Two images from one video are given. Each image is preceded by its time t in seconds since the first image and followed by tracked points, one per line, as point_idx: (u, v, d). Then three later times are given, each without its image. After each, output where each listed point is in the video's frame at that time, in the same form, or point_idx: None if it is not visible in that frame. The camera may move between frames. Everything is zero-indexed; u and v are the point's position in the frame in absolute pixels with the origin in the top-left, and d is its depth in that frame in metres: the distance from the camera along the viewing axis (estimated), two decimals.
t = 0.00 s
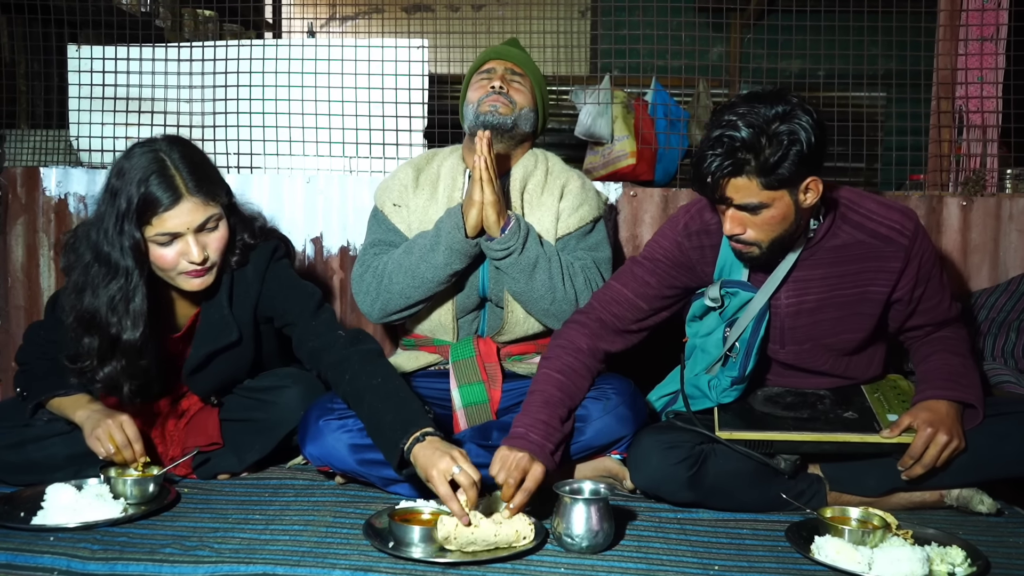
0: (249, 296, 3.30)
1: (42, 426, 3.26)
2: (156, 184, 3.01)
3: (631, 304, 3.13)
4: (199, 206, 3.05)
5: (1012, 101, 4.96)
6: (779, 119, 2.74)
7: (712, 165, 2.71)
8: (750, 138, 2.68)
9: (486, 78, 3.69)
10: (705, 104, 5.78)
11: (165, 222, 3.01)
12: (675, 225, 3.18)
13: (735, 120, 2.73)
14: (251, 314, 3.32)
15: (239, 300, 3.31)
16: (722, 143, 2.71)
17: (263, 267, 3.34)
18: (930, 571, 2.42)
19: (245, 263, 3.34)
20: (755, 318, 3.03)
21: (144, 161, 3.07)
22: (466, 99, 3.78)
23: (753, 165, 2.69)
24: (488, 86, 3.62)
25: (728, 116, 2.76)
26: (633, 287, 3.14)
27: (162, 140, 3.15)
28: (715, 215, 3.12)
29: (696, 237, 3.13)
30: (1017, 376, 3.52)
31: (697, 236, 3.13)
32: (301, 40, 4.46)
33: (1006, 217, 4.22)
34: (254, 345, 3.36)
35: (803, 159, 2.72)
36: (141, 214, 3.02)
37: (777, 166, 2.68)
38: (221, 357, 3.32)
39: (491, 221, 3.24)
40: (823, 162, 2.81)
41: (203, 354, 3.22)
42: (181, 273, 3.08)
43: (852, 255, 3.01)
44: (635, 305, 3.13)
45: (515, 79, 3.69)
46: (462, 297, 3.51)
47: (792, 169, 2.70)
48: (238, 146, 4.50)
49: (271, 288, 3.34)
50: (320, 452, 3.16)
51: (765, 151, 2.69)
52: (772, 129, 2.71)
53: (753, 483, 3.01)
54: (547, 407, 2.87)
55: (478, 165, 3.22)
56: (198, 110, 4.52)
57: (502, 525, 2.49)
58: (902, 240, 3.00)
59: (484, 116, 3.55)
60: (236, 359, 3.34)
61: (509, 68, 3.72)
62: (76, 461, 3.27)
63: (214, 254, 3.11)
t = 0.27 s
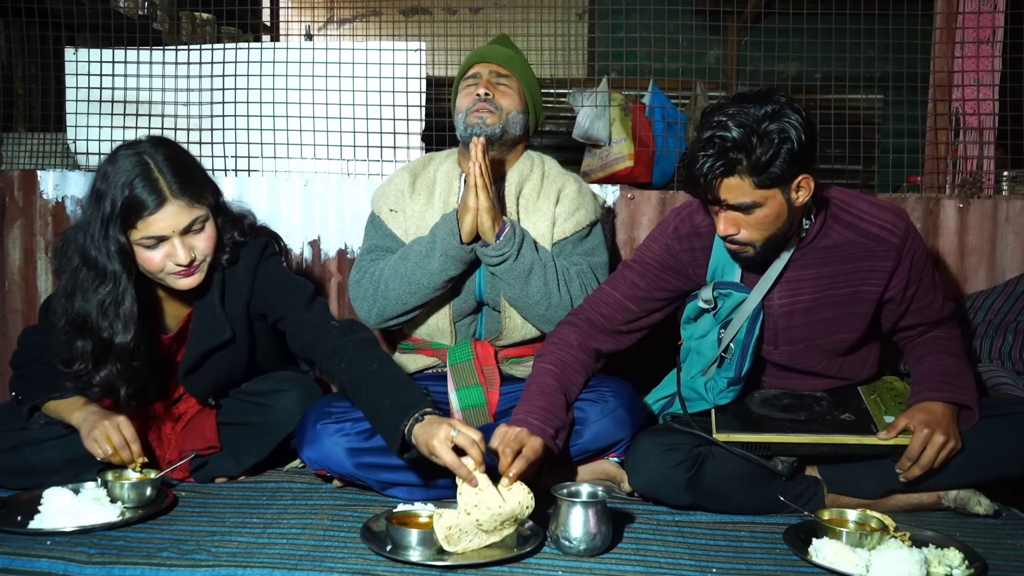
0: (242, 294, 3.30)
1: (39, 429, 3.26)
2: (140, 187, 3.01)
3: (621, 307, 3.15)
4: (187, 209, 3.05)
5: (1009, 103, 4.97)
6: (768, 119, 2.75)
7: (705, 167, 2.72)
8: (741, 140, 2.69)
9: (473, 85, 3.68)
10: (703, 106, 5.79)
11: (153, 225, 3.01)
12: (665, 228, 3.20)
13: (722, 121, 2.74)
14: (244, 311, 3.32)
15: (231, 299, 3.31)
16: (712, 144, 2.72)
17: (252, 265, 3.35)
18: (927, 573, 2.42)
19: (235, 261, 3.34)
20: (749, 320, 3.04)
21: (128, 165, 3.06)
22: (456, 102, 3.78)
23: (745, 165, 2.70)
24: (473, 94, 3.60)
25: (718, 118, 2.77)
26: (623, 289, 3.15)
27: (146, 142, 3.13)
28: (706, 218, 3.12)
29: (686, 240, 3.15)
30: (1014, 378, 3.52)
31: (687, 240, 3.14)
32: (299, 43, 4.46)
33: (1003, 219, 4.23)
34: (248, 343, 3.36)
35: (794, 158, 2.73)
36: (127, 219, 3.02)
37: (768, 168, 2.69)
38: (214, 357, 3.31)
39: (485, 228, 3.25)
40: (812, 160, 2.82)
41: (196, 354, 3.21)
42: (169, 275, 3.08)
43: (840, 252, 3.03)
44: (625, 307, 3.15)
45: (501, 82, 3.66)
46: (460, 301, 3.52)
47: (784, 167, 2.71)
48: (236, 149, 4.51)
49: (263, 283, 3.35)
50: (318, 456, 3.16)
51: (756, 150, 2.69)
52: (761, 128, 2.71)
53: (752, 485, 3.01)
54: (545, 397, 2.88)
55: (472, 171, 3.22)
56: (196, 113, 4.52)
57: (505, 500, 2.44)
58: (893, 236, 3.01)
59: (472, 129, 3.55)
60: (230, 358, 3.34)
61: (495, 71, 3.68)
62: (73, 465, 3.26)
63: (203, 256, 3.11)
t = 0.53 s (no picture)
0: (230, 279, 3.28)
1: (36, 431, 3.25)
2: (117, 177, 2.98)
3: (624, 312, 3.12)
4: (163, 198, 3.01)
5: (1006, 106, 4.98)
6: (770, 119, 2.76)
7: (706, 163, 2.71)
8: (745, 136, 2.70)
9: (469, 90, 3.65)
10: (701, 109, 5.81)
11: (129, 215, 2.97)
12: (666, 232, 3.21)
13: (727, 120, 2.75)
14: (233, 296, 3.30)
15: (219, 289, 3.28)
16: (715, 141, 2.72)
17: (240, 250, 3.34)
18: None
19: (221, 246, 3.31)
20: (749, 322, 3.05)
21: (105, 154, 3.02)
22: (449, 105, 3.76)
23: (745, 160, 2.69)
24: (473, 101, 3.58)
25: (720, 117, 2.78)
26: (626, 295, 3.13)
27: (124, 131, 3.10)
28: (706, 220, 3.15)
29: (686, 244, 3.16)
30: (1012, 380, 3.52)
31: (688, 242, 3.16)
32: (297, 45, 4.46)
33: (1001, 222, 4.23)
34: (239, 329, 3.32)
35: (795, 157, 2.73)
36: (105, 209, 3.00)
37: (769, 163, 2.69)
38: (208, 343, 3.28)
39: (484, 228, 3.24)
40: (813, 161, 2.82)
41: (188, 342, 3.19)
42: (148, 265, 3.05)
43: (835, 255, 3.04)
44: (629, 313, 3.12)
45: (498, 87, 3.65)
46: (458, 302, 3.53)
47: (786, 167, 2.71)
48: (234, 151, 4.51)
49: (251, 267, 3.34)
50: (316, 458, 3.16)
51: (758, 150, 2.70)
52: (767, 127, 2.72)
53: (750, 486, 3.01)
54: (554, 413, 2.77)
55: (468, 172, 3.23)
56: (193, 115, 4.51)
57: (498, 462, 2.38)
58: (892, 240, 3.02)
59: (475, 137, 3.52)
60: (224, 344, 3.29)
61: (491, 75, 3.66)
62: (70, 466, 3.26)
63: (181, 245, 3.07)
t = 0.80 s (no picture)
0: (208, 248, 3.32)
1: (35, 430, 3.25)
2: (61, 159, 2.99)
3: (626, 311, 3.12)
4: (99, 185, 3.00)
5: (1006, 106, 4.98)
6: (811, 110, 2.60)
7: (758, 168, 2.54)
8: (789, 130, 2.54)
9: (462, 112, 3.55)
10: (701, 109, 5.81)
11: (67, 199, 2.99)
12: (668, 231, 3.19)
13: (758, 117, 2.60)
14: (212, 267, 3.33)
15: (196, 262, 3.32)
16: (758, 142, 2.57)
17: (215, 225, 3.37)
18: None
19: (196, 221, 3.34)
20: (751, 318, 3.05)
21: (60, 137, 3.06)
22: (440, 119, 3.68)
23: (808, 159, 2.50)
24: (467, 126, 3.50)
25: (760, 130, 2.57)
26: (627, 294, 3.13)
27: (86, 115, 3.12)
28: (708, 220, 3.12)
29: (689, 242, 3.14)
30: (1013, 381, 3.52)
31: (690, 242, 3.14)
32: (296, 46, 4.46)
33: (1001, 223, 4.24)
34: (218, 298, 3.35)
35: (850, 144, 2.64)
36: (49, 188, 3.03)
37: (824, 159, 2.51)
38: (189, 314, 3.31)
39: (484, 224, 3.23)
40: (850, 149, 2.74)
41: (167, 315, 3.22)
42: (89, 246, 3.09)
43: (835, 253, 3.01)
44: (629, 311, 3.12)
45: (489, 105, 3.52)
46: (458, 302, 3.53)
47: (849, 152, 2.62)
48: (233, 152, 4.50)
49: (230, 237, 3.37)
50: (315, 458, 3.15)
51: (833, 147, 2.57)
52: (809, 116, 2.56)
53: (748, 489, 3.01)
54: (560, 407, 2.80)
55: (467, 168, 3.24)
56: (192, 116, 4.50)
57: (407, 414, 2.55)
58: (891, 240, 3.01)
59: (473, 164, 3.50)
60: (212, 313, 3.34)
61: (483, 96, 3.50)
62: (69, 466, 3.26)
63: (120, 232, 3.07)
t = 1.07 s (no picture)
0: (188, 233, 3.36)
1: (35, 430, 3.25)
2: (38, 146, 3.01)
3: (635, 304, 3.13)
4: (74, 172, 3.01)
5: (1006, 106, 4.99)
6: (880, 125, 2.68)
7: (822, 180, 2.60)
8: (855, 143, 2.62)
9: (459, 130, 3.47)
10: (701, 109, 5.81)
11: (43, 184, 3.01)
12: (677, 225, 3.20)
13: (816, 130, 2.68)
14: (192, 250, 3.35)
15: (175, 246, 3.34)
16: (818, 154, 2.64)
17: (196, 211, 3.42)
18: None
19: (176, 209, 3.38)
20: (762, 315, 3.06)
21: (40, 124, 3.07)
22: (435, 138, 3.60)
23: (873, 173, 2.61)
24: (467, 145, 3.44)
25: (819, 144, 2.65)
26: (635, 285, 3.15)
27: (67, 104, 3.14)
28: (720, 215, 3.13)
29: (698, 236, 3.14)
30: (1013, 380, 3.52)
31: (699, 236, 3.14)
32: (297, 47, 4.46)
33: (1001, 223, 4.24)
34: (197, 282, 3.35)
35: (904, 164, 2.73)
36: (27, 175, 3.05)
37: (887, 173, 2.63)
38: (171, 297, 3.32)
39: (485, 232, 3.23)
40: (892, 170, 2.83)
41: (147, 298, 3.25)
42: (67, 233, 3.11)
43: (853, 254, 3.03)
44: (636, 301, 3.14)
45: (486, 118, 3.46)
46: (457, 306, 3.51)
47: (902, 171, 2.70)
48: (233, 152, 4.50)
49: (211, 225, 3.42)
50: (314, 457, 3.15)
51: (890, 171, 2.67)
52: (867, 125, 2.65)
53: (749, 488, 3.01)
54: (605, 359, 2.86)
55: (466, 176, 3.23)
56: (192, 116, 4.50)
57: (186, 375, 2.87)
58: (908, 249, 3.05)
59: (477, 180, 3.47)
60: (192, 296, 3.33)
61: (480, 111, 3.43)
62: (70, 466, 3.26)
63: (95, 220, 3.08)
